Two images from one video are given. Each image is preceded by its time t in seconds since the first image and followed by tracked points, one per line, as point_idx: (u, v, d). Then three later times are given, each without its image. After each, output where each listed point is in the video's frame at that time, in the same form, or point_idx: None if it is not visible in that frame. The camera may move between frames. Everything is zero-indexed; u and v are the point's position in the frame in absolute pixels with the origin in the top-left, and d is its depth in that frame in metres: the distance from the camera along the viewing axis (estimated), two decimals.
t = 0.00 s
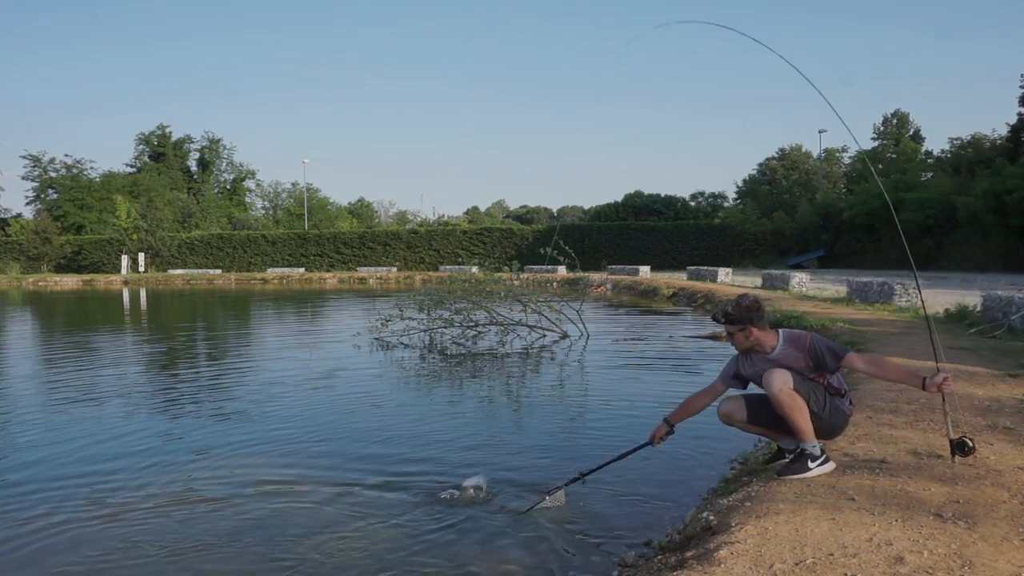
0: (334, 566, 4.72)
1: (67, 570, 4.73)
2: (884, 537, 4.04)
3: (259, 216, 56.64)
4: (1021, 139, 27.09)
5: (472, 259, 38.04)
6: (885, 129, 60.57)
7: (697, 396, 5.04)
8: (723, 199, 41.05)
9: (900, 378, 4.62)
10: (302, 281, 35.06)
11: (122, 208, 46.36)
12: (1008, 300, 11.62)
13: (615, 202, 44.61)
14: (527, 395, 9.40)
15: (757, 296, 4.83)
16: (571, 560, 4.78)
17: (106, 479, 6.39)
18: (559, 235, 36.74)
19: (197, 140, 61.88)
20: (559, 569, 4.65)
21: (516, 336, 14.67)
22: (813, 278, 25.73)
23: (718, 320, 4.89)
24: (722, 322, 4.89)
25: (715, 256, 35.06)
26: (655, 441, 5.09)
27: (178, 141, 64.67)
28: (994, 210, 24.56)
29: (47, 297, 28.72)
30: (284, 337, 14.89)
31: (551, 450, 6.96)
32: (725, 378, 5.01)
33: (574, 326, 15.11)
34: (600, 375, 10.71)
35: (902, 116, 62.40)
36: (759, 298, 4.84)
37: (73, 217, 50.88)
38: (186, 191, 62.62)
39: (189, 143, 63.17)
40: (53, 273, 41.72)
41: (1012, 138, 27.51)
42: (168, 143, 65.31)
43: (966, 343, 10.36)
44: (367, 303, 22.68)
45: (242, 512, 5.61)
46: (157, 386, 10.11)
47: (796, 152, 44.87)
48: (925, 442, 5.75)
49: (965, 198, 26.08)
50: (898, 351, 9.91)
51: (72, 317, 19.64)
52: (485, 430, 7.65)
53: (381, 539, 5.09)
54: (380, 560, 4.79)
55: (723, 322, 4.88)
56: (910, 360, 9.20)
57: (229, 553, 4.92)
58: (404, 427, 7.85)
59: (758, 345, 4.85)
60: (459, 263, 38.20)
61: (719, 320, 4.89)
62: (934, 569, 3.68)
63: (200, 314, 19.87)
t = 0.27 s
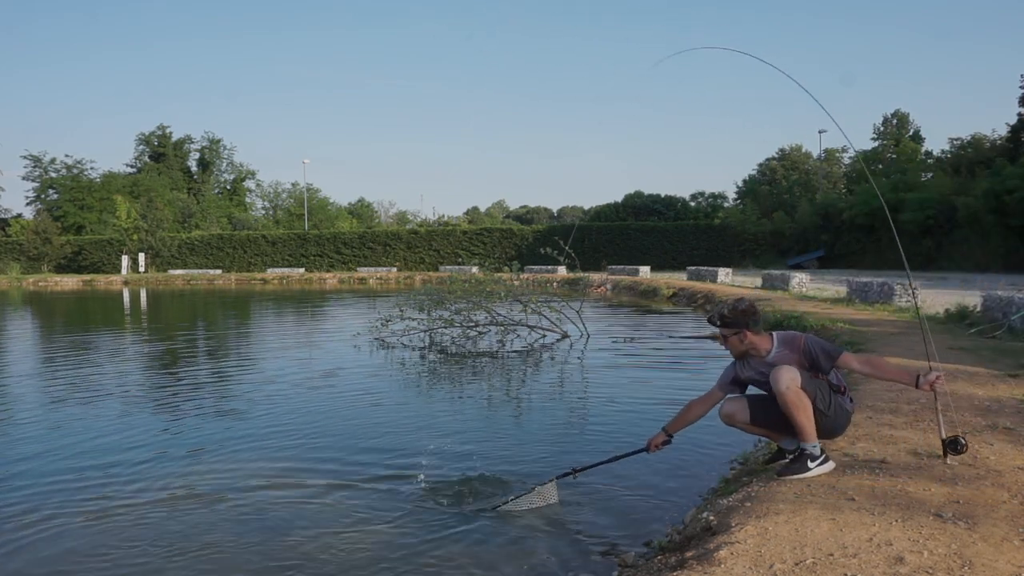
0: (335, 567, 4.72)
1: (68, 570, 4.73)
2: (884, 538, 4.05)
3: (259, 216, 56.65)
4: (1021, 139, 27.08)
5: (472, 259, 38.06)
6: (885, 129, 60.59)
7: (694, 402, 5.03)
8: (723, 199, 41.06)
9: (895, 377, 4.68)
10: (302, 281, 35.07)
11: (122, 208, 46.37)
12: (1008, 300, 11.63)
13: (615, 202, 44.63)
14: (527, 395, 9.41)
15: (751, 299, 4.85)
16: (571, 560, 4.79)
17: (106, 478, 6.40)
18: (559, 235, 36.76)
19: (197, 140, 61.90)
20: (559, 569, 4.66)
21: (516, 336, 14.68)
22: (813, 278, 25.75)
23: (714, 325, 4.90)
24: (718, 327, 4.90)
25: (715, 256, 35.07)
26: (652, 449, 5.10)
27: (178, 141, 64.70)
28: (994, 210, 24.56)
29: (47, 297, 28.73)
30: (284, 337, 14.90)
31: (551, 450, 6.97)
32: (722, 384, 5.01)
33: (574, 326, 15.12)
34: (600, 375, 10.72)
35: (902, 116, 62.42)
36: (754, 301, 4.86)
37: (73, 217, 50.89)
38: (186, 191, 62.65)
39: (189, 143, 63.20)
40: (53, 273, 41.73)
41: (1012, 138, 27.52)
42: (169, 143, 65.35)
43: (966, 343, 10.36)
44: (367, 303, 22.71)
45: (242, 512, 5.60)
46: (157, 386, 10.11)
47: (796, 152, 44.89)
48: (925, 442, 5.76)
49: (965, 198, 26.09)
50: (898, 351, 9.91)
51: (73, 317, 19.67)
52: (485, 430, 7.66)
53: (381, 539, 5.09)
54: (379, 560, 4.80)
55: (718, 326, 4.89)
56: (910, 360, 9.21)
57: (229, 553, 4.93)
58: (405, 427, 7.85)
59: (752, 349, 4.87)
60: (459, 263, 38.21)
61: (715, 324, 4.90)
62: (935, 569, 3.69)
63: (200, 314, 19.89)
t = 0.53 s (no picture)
0: (336, 567, 4.73)
1: (71, 571, 4.73)
2: (884, 537, 4.05)
3: (259, 216, 56.66)
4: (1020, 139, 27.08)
5: (472, 259, 38.05)
6: (885, 129, 60.59)
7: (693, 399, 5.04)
8: (723, 199, 41.05)
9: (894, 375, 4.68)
10: (302, 281, 35.09)
11: (122, 208, 46.37)
12: (1008, 300, 11.64)
13: (615, 202, 44.63)
14: (527, 395, 9.41)
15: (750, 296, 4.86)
16: (571, 560, 4.79)
17: (106, 479, 6.40)
18: (559, 235, 36.77)
19: (197, 140, 61.89)
20: (560, 570, 4.66)
21: (516, 336, 14.68)
22: (813, 278, 25.76)
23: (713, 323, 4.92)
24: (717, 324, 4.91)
25: (715, 256, 35.09)
26: (651, 444, 5.08)
27: (179, 141, 64.69)
28: (994, 210, 24.55)
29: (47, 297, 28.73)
30: (284, 337, 14.91)
31: (551, 450, 6.97)
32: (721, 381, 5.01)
33: (574, 325, 15.13)
34: (600, 375, 10.72)
35: (902, 116, 62.42)
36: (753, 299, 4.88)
37: (73, 217, 50.87)
38: (186, 191, 62.64)
39: (189, 143, 63.20)
40: (53, 273, 41.71)
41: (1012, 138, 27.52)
42: (169, 143, 65.34)
43: (966, 343, 10.37)
44: (367, 303, 22.70)
45: (243, 514, 5.59)
46: (157, 386, 10.10)
47: (796, 152, 44.91)
48: (925, 442, 5.76)
49: (965, 198, 26.10)
50: (897, 351, 9.92)
51: (73, 317, 19.66)
52: (485, 430, 7.66)
53: (382, 540, 5.10)
54: (379, 560, 4.80)
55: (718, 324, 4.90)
56: (911, 360, 9.21)
57: (229, 553, 4.93)
58: (405, 427, 7.85)
59: (752, 346, 4.88)
60: (459, 263, 38.20)
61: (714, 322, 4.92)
62: (934, 568, 3.69)
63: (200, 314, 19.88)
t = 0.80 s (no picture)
0: (336, 566, 4.71)
1: (71, 571, 4.72)
2: (884, 537, 4.05)
3: (259, 216, 56.67)
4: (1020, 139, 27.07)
5: (472, 259, 38.05)
6: (885, 129, 60.62)
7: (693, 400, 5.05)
8: (723, 199, 41.04)
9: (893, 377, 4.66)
10: (302, 281, 35.09)
11: (122, 208, 46.37)
12: (1008, 300, 11.63)
13: (615, 202, 44.63)
14: (527, 395, 9.40)
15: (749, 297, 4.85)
16: (572, 560, 4.78)
17: (106, 479, 6.38)
18: (559, 235, 36.77)
19: (197, 140, 61.90)
20: (560, 569, 4.66)
21: (516, 336, 14.67)
22: (813, 278, 25.74)
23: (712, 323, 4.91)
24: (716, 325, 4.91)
25: (715, 256, 35.09)
26: (652, 448, 5.09)
27: (179, 141, 64.70)
28: (994, 210, 24.54)
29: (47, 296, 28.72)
30: (284, 337, 14.90)
31: (551, 450, 6.96)
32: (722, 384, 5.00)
33: (574, 325, 15.12)
34: (600, 375, 10.72)
35: (902, 116, 62.42)
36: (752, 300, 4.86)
37: (73, 217, 50.87)
38: (186, 192, 62.63)
39: (189, 143, 63.23)
40: (53, 273, 41.72)
41: (1012, 138, 27.52)
42: (169, 143, 65.35)
43: (966, 343, 10.37)
44: (367, 303, 22.69)
45: (242, 513, 5.59)
46: (156, 386, 10.09)
47: (796, 152, 44.92)
48: (924, 442, 5.76)
49: (965, 198, 26.10)
50: (897, 351, 9.91)
51: (73, 317, 19.64)
52: (485, 430, 7.66)
53: (382, 539, 5.09)
54: (379, 560, 4.79)
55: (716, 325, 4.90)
56: (911, 360, 9.21)
57: (229, 553, 4.92)
58: (405, 427, 7.84)
59: (751, 347, 4.87)
60: (459, 263, 38.20)
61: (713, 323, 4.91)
62: (935, 568, 3.69)
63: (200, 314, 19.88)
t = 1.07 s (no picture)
0: (336, 567, 4.71)
1: (71, 571, 4.72)
2: (884, 537, 4.06)
3: (259, 216, 56.68)
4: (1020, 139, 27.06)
5: (472, 259, 38.02)
6: (885, 129, 60.65)
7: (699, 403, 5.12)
8: (723, 199, 41.02)
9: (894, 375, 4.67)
10: (302, 281, 35.09)
11: (122, 208, 46.36)
12: (1008, 300, 11.64)
13: (615, 202, 44.64)
14: (527, 395, 9.40)
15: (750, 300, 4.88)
16: (572, 559, 4.78)
17: (106, 479, 6.37)
18: (559, 235, 36.78)
19: (197, 140, 61.93)
20: (560, 569, 4.66)
21: (516, 336, 14.68)
22: (813, 278, 25.73)
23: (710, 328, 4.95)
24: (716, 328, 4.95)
25: (715, 256, 35.09)
26: (658, 450, 5.08)
27: (179, 141, 64.72)
28: (994, 210, 24.54)
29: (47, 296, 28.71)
30: (284, 337, 14.90)
31: (551, 450, 6.96)
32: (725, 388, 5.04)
33: (574, 325, 15.12)
34: (600, 375, 10.72)
35: (902, 116, 62.44)
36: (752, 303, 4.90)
37: (73, 217, 50.87)
38: (186, 192, 62.60)
39: (189, 143, 63.25)
40: (53, 273, 41.71)
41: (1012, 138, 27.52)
42: (168, 143, 65.34)
43: (966, 343, 10.37)
44: (367, 303, 22.68)
45: (243, 513, 5.59)
46: (156, 386, 10.09)
47: (796, 152, 44.93)
48: (924, 442, 5.76)
49: (965, 198, 26.09)
50: (897, 351, 9.92)
51: (73, 317, 19.61)
52: (485, 430, 7.66)
53: (383, 539, 5.09)
54: (381, 560, 4.79)
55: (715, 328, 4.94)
56: (911, 360, 9.21)
57: (229, 553, 4.91)
58: (405, 427, 7.85)
59: (752, 349, 4.88)
60: (459, 263, 38.19)
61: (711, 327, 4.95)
62: (934, 568, 3.69)
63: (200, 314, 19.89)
